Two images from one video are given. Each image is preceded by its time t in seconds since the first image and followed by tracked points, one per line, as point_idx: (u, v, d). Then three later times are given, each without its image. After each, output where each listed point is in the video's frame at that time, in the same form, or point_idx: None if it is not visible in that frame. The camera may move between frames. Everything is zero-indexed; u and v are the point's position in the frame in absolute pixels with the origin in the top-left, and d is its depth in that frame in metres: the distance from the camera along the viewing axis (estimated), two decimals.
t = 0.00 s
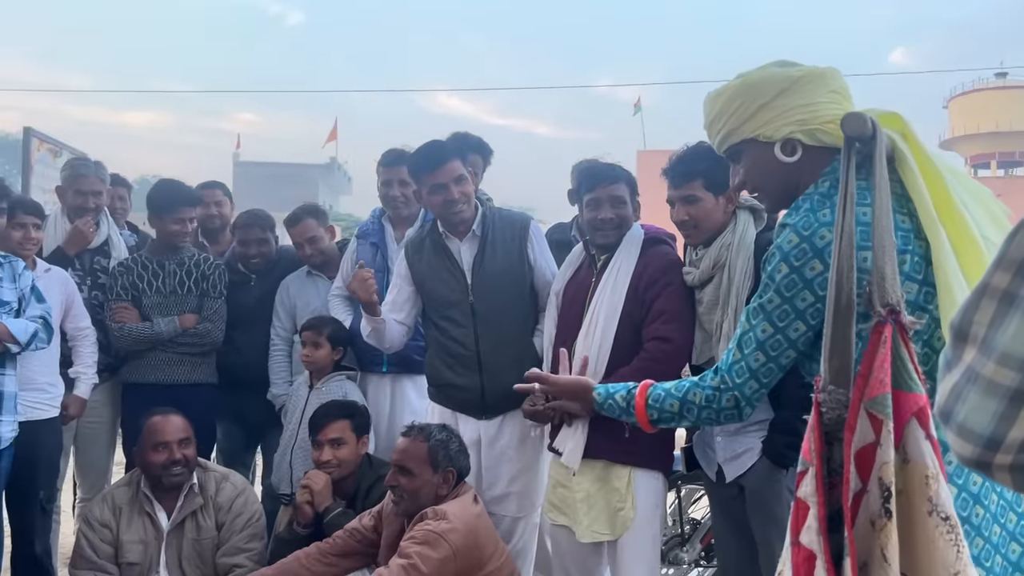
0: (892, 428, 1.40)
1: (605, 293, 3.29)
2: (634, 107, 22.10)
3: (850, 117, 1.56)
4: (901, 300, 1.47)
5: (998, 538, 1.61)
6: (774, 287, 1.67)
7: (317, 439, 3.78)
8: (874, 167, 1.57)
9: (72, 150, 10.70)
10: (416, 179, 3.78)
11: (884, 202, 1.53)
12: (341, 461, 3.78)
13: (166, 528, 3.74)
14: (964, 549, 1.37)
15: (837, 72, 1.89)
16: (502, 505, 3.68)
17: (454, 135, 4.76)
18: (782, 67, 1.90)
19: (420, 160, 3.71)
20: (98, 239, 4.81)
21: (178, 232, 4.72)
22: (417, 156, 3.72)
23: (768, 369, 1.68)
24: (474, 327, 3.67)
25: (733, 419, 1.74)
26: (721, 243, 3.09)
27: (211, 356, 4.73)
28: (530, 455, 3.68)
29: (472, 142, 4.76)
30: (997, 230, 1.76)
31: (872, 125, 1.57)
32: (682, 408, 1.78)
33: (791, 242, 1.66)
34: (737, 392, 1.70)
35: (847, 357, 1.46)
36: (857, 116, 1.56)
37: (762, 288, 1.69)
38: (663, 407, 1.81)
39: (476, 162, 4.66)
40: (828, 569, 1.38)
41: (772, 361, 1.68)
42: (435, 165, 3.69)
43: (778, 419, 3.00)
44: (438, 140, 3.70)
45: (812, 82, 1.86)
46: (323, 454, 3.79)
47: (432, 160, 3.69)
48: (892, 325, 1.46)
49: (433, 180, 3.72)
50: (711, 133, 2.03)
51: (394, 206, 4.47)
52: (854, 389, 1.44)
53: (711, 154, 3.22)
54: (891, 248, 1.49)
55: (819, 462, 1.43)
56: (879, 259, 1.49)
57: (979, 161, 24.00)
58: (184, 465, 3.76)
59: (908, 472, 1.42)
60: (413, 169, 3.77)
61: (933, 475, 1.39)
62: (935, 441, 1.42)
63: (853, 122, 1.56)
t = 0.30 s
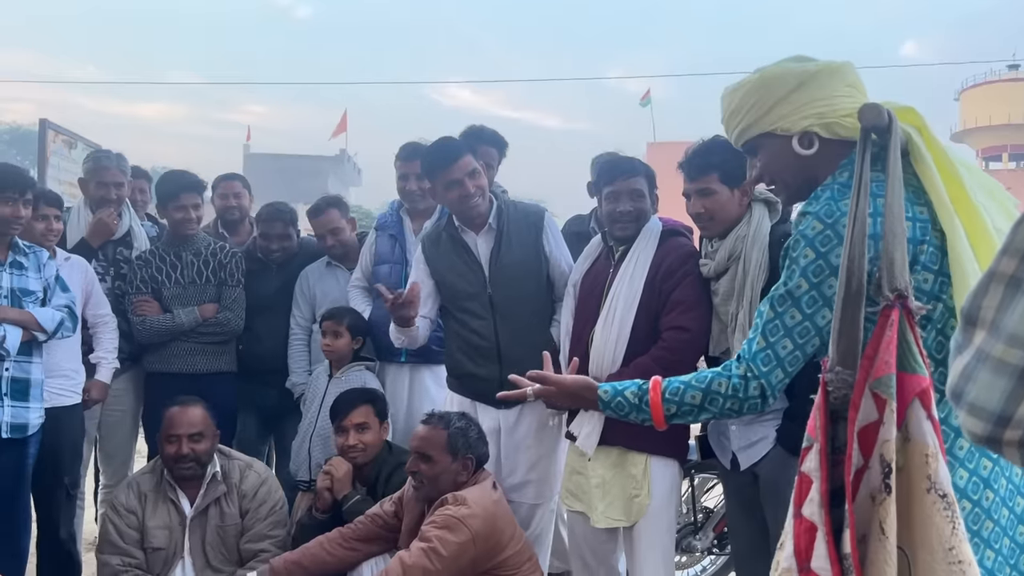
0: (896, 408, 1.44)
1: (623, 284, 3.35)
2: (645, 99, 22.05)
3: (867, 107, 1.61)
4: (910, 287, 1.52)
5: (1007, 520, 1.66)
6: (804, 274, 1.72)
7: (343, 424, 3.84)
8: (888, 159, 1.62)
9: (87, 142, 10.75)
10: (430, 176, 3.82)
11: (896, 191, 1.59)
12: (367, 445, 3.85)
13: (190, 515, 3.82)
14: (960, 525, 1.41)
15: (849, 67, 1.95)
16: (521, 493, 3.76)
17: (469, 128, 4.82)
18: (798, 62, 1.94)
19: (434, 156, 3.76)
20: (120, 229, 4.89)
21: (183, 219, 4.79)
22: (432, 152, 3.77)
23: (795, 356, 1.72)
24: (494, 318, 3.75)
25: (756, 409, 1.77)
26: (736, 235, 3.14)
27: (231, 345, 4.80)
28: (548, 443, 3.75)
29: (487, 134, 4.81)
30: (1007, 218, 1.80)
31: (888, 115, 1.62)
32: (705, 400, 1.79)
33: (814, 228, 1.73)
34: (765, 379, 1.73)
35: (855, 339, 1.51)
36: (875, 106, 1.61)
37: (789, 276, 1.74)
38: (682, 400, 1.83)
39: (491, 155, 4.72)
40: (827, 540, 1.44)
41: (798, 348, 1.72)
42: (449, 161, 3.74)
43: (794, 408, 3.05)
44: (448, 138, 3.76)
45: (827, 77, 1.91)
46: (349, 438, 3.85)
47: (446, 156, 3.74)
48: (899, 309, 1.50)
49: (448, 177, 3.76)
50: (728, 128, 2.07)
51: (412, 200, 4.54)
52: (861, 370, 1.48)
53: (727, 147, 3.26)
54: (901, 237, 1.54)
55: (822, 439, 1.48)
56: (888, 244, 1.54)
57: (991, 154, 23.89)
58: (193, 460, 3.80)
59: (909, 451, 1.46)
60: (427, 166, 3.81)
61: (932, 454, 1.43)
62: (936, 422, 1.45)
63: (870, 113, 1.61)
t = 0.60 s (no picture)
0: (895, 391, 1.50)
1: (634, 275, 3.41)
2: (651, 90, 22.02)
3: (870, 102, 1.63)
4: (911, 276, 1.57)
5: (1007, 503, 1.72)
6: (817, 264, 1.77)
7: (364, 410, 3.91)
8: (890, 152, 1.66)
9: (97, 132, 10.74)
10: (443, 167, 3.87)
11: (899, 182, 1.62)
12: (387, 430, 3.92)
13: (209, 498, 3.91)
14: (957, 505, 1.47)
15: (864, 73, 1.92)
16: (535, 480, 3.85)
17: (482, 120, 4.87)
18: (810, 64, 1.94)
19: (448, 148, 3.81)
20: (137, 219, 4.97)
21: (193, 209, 4.81)
22: (445, 143, 3.82)
23: (809, 346, 1.77)
24: (507, 308, 3.81)
25: (773, 399, 1.82)
26: (747, 227, 3.19)
27: (248, 333, 4.87)
28: (561, 431, 3.83)
29: (500, 126, 4.86)
30: (1005, 215, 1.85)
31: (891, 111, 1.64)
32: (724, 391, 1.84)
33: (822, 220, 1.79)
34: (782, 368, 1.79)
35: (858, 328, 1.58)
36: (878, 102, 1.62)
37: (801, 268, 1.80)
38: (702, 391, 1.89)
39: (503, 147, 4.77)
40: (828, 519, 1.50)
41: (812, 338, 1.77)
42: (462, 153, 3.79)
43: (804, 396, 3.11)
44: (461, 129, 3.81)
45: (834, 86, 1.91)
46: (370, 424, 3.92)
47: (459, 148, 3.79)
48: (900, 297, 1.55)
49: (461, 168, 3.81)
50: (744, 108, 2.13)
51: (425, 191, 4.60)
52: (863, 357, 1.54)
53: (740, 140, 3.31)
54: (903, 225, 1.58)
55: (825, 422, 1.55)
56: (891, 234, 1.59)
57: (999, 146, 23.82)
58: (221, 435, 3.90)
59: (909, 434, 1.52)
60: (440, 158, 3.86)
61: (931, 436, 1.49)
62: (936, 407, 1.51)
63: (873, 109, 1.63)
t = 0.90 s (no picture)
0: (897, 376, 1.56)
1: (642, 265, 3.47)
2: (656, 81, 22.03)
3: (864, 98, 1.72)
4: (910, 266, 1.63)
5: (999, 486, 1.78)
6: (815, 253, 1.83)
7: (381, 394, 3.98)
8: (888, 146, 1.72)
9: (104, 122, 10.78)
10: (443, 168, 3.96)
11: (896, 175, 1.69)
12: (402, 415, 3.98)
13: (222, 484, 3.98)
14: (958, 485, 1.52)
15: (860, 73, 1.93)
16: (543, 466, 3.93)
17: (490, 111, 4.92)
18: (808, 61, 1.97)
19: (444, 150, 3.90)
20: (150, 209, 5.04)
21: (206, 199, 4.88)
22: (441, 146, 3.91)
23: (815, 333, 1.84)
24: (515, 298, 3.87)
25: (781, 386, 1.88)
26: (754, 219, 3.24)
27: (260, 322, 4.94)
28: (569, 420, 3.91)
29: (509, 118, 4.90)
30: (1003, 209, 1.88)
31: (886, 105, 1.73)
32: (733, 378, 1.90)
33: (821, 210, 1.84)
34: (789, 356, 1.85)
35: (859, 316, 1.63)
36: (871, 97, 1.72)
37: (801, 257, 1.85)
38: (711, 379, 1.94)
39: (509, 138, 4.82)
40: (834, 501, 1.56)
41: (816, 325, 1.84)
42: (457, 152, 3.87)
43: (809, 385, 3.18)
44: (453, 132, 3.89)
45: (826, 86, 1.95)
46: (389, 408, 3.98)
47: (454, 148, 3.87)
48: (899, 286, 1.62)
49: (460, 167, 3.89)
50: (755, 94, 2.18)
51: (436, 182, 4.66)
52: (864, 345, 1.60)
53: (746, 132, 3.35)
54: (899, 217, 1.65)
55: (829, 408, 1.61)
56: (888, 225, 1.66)
57: (1003, 138, 23.81)
58: (239, 422, 3.97)
59: (911, 417, 1.58)
60: (438, 160, 3.95)
61: (932, 419, 1.55)
62: (936, 391, 1.57)
63: (868, 105, 1.73)
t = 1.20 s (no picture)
0: (904, 362, 1.61)
1: (647, 256, 3.52)
2: (657, 74, 22.02)
3: (873, 92, 1.77)
4: (917, 255, 1.67)
5: (997, 472, 1.83)
6: (819, 244, 1.89)
7: (394, 383, 4.05)
8: (894, 140, 1.77)
9: (109, 115, 10.81)
10: (451, 156, 3.99)
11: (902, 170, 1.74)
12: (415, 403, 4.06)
13: (235, 473, 4.05)
14: (964, 467, 1.58)
15: (857, 66, 1.96)
16: (548, 455, 3.99)
17: (495, 105, 4.96)
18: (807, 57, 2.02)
19: (456, 140, 3.93)
20: (159, 201, 5.09)
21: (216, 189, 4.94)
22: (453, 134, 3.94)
23: (820, 323, 1.89)
24: (521, 289, 3.93)
25: (786, 374, 1.93)
26: (758, 211, 3.29)
27: (267, 312, 4.98)
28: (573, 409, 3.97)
29: (514, 111, 4.95)
30: (1003, 202, 1.93)
31: (893, 99, 1.78)
32: (741, 367, 1.94)
33: (825, 202, 1.89)
34: (795, 345, 1.90)
35: (870, 306, 1.69)
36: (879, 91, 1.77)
37: (806, 248, 1.91)
38: (719, 368, 1.97)
39: (514, 132, 4.87)
40: (843, 483, 1.61)
41: (821, 314, 1.89)
42: (469, 144, 3.91)
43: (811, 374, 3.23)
44: (467, 122, 3.92)
45: (824, 80, 1.98)
46: (402, 396, 4.05)
47: (466, 140, 3.91)
48: (906, 276, 1.66)
49: (467, 161, 3.93)
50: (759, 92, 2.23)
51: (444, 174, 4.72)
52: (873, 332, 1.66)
53: (750, 124, 3.39)
54: (906, 209, 1.70)
55: (838, 394, 1.66)
56: (895, 217, 1.70)
57: (1004, 132, 23.80)
58: (252, 411, 4.04)
59: (917, 402, 1.63)
60: (449, 148, 3.98)
61: (938, 404, 1.60)
62: (942, 376, 1.62)
63: (877, 98, 1.78)
